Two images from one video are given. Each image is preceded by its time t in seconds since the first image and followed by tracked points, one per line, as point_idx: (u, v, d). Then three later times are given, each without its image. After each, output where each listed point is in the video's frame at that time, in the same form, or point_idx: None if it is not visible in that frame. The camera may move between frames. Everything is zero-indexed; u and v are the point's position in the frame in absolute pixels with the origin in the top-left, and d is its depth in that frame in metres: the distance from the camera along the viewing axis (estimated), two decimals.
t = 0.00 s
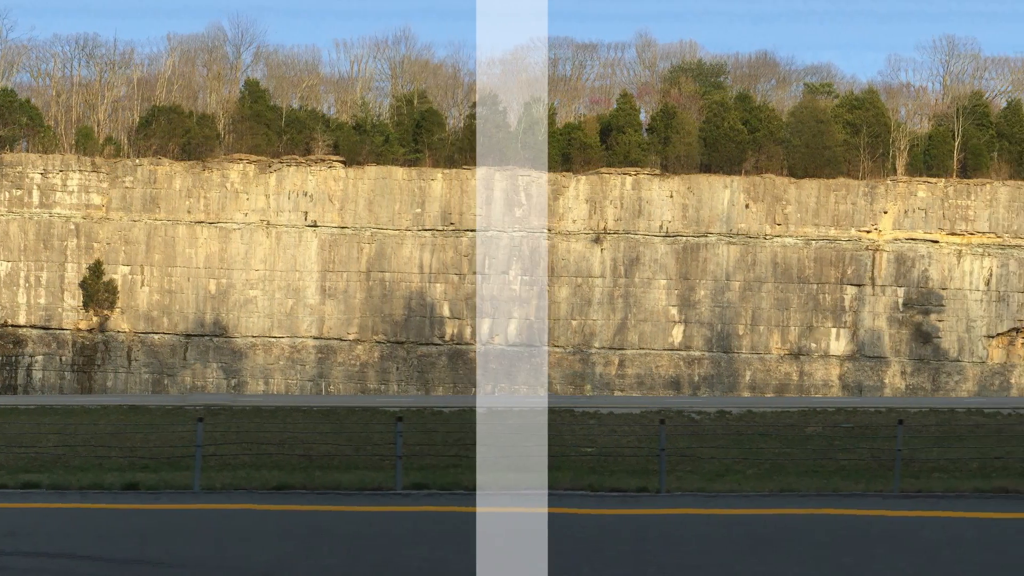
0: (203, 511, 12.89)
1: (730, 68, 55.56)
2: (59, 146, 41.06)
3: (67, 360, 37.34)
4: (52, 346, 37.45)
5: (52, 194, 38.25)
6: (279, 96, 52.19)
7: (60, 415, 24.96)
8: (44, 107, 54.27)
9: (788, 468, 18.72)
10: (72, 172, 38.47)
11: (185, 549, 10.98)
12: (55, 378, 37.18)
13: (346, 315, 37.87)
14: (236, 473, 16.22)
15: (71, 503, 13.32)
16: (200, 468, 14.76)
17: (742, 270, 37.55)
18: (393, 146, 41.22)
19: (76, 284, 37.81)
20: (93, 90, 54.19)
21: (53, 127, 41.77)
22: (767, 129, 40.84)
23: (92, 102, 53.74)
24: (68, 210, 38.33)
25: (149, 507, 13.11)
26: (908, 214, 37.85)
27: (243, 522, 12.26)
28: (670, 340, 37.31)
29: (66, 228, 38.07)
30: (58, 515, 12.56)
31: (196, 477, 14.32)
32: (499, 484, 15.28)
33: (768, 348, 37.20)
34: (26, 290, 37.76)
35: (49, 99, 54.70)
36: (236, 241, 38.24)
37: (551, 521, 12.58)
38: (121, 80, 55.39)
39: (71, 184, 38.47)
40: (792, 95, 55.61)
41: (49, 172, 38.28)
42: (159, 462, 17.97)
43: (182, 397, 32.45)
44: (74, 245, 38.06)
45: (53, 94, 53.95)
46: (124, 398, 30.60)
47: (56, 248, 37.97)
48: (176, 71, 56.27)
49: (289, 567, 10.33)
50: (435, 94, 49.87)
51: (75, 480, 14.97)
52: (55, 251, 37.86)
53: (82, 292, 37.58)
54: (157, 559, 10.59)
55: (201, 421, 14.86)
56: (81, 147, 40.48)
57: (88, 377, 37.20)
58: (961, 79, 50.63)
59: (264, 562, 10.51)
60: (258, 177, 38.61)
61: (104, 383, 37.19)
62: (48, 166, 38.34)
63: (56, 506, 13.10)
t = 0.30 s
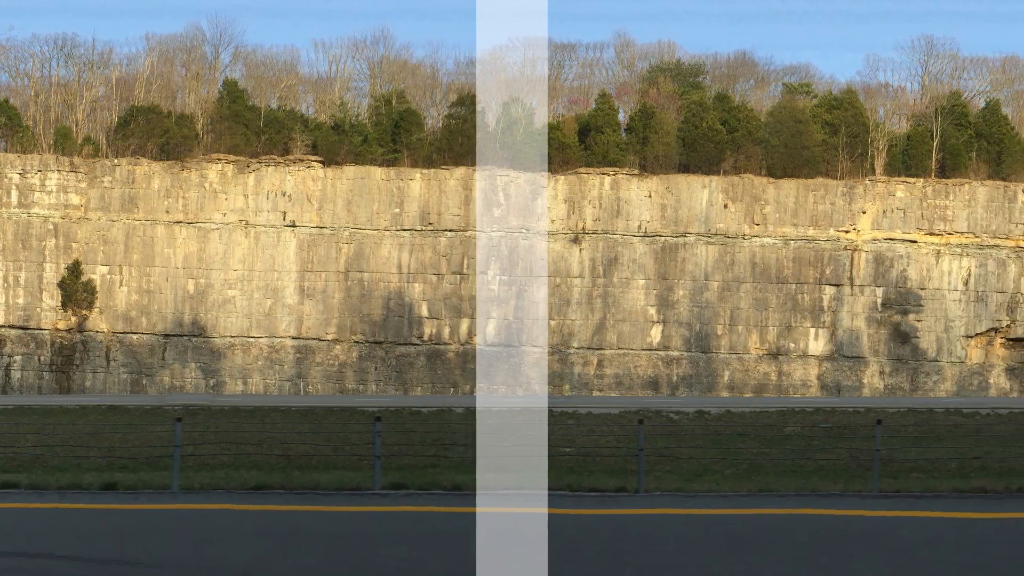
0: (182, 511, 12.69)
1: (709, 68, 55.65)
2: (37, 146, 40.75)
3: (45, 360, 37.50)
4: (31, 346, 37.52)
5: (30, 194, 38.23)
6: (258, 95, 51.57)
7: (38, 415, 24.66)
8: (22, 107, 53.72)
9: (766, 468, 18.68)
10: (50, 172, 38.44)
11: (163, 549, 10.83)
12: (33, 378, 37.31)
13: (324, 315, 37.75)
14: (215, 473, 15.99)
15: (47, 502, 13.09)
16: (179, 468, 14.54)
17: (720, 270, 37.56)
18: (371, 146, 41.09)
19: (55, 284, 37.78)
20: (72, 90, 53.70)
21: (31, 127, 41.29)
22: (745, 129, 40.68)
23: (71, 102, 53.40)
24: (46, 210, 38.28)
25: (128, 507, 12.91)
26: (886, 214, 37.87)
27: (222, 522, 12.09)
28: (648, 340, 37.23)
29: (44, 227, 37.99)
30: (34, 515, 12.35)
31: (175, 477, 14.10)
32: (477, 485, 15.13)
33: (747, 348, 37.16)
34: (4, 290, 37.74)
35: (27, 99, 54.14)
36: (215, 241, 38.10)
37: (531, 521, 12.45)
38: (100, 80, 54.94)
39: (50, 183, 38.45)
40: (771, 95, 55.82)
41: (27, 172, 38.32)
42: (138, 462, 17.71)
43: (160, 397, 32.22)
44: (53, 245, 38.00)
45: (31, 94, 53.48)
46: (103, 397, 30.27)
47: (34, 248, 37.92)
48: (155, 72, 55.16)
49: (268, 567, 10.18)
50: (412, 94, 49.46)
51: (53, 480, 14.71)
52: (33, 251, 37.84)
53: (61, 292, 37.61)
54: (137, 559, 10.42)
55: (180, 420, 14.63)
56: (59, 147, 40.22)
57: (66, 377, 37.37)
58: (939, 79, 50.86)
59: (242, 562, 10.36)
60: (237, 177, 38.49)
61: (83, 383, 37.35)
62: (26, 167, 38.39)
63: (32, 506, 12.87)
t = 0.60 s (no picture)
0: (160, 511, 12.50)
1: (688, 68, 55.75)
2: (15, 145, 40.36)
3: (24, 360, 37.30)
4: (9, 347, 37.29)
5: (9, 194, 38.02)
6: (237, 95, 51.62)
7: (15, 415, 24.32)
8: None
9: (745, 468, 18.66)
10: (29, 172, 38.28)
11: (141, 551, 10.66)
12: (11, 378, 37.06)
13: (303, 315, 37.59)
14: (193, 473, 15.76)
15: (22, 503, 12.86)
16: (157, 468, 14.30)
17: (699, 270, 37.48)
18: (350, 146, 40.97)
19: (33, 285, 37.55)
20: (51, 90, 52.99)
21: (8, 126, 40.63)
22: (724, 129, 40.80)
23: (50, 102, 52.66)
24: (25, 210, 38.08)
25: (107, 507, 12.72)
26: (865, 214, 37.94)
27: (201, 522, 11.95)
28: (627, 340, 37.13)
29: (23, 227, 37.81)
30: (10, 515, 12.13)
31: (153, 477, 13.88)
32: (455, 485, 14.99)
33: (725, 348, 37.12)
34: None
35: (4, 98, 53.47)
36: (193, 241, 37.92)
37: (509, 521, 12.34)
38: (79, 80, 54.44)
39: (28, 184, 38.28)
40: (749, 95, 56.02)
41: (5, 172, 38.11)
42: (116, 462, 17.44)
43: (139, 397, 32.00)
44: (31, 246, 37.81)
45: (9, 94, 52.84)
46: (81, 397, 29.88)
47: (11, 248, 37.66)
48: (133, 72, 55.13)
49: (247, 569, 10.04)
50: (391, 93, 49.67)
51: (30, 480, 14.41)
52: (11, 251, 37.59)
53: (39, 292, 37.37)
54: (117, 560, 10.32)
55: (158, 420, 14.38)
56: (37, 147, 39.89)
57: (45, 377, 37.16)
58: (917, 79, 51.17)
59: (222, 563, 10.26)
60: (216, 177, 38.26)
61: (62, 383, 37.15)
62: (3, 166, 38.18)
63: (7, 506, 12.63)
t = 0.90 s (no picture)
0: (138, 511, 12.31)
1: (666, 68, 55.88)
2: None
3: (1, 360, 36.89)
4: None
5: None
6: (216, 95, 51.47)
7: None
8: None
9: (723, 468, 18.64)
10: (7, 171, 38.09)
11: (119, 551, 10.48)
12: None
13: (281, 315, 37.43)
14: (172, 473, 15.54)
15: None
16: (136, 468, 14.08)
17: (677, 270, 37.49)
18: (329, 146, 40.77)
19: (11, 284, 37.32)
20: (29, 90, 52.04)
21: None
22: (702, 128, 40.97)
23: (28, 102, 51.68)
24: (3, 210, 37.89)
25: (85, 507, 12.51)
26: (844, 214, 38.01)
27: (180, 522, 11.76)
28: (605, 340, 37.05)
29: (1, 227, 37.63)
30: None
31: (132, 477, 13.67)
32: (434, 485, 14.87)
33: (704, 348, 37.12)
34: None
35: None
36: (172, 241, 37.81)
37: (488, 522, 12.22)
38: (57, 79, 53.69)
39: (6, 183, 38.08)
40: (728, 95, 56.20)
41: None
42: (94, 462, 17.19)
43: (118, 396, 31.76)
44: (10, 246, 37.61)
45: None
46: (58, 397, 29.45)
47: None
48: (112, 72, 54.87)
49: (225, 569, 9.87)
50: (369, 93, 49.46)
51: (5, 480, 14.16)
52: None
53: (18, 292, 37.16)
54: (94, 560, 10.14)
55: (137, 420, 14.16)
56: (14, 147, 39.56)
57: (23, 377, 36.78)
58: (895, 79, 51.41)
59: (200, 563, 10.09)
60: (194, 177, 38.17)
61: (40, 383, 36.82)
62: None
63: None
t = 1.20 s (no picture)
0: (116, 512, 12.13)
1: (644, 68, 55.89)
2: None
3: None
4: None
5: None
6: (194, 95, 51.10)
7: None
8: None
9: (702, 469, 18.60)
10: None
11: (97, 552, 10.33)
12: None
13: (260, 315, 37.25)
14: (150, 473, 15.32)
15: None
16: (114, 467, 13.86)
17: (655, 270, 37.49)
18: (307, 146, 40.50)
19: None
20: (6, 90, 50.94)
21: None
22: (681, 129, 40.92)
23: (6, 102, 50.68)
24: None
25: (63, 507, 12.32)
26: (822, 214, 38.02)
27: (158, 522, 11.60)
28: (583, 341, 36.99)
29: None
30: None
31: (110, 477, 13.45)
32: (412, 485, 14.73)
33: (682, 348, 37.14)
34: None
35: None
36: (150, 241, 37.63)
37: (465, 522, 12.11)
38: (35, 79, 52.63)
39: None
40: (706, 95, 56.35)
41: None
42: (72, 462, 16.93)
43: (96, 396, 31.52)
44: None
45: None
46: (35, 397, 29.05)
47: None
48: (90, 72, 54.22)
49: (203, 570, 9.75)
50: (347, 93, 49.20)
51: None
52: None
53: None
54: (72, 560, 10.03)
55: (115, 420, 13.93)
56: None
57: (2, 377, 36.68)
58: (874, 79, 51.58)
59: (178, 563, 9.99)
60: (172, 177, 37.92)
61: (18, 383, 36.62)
62: None
63: None
